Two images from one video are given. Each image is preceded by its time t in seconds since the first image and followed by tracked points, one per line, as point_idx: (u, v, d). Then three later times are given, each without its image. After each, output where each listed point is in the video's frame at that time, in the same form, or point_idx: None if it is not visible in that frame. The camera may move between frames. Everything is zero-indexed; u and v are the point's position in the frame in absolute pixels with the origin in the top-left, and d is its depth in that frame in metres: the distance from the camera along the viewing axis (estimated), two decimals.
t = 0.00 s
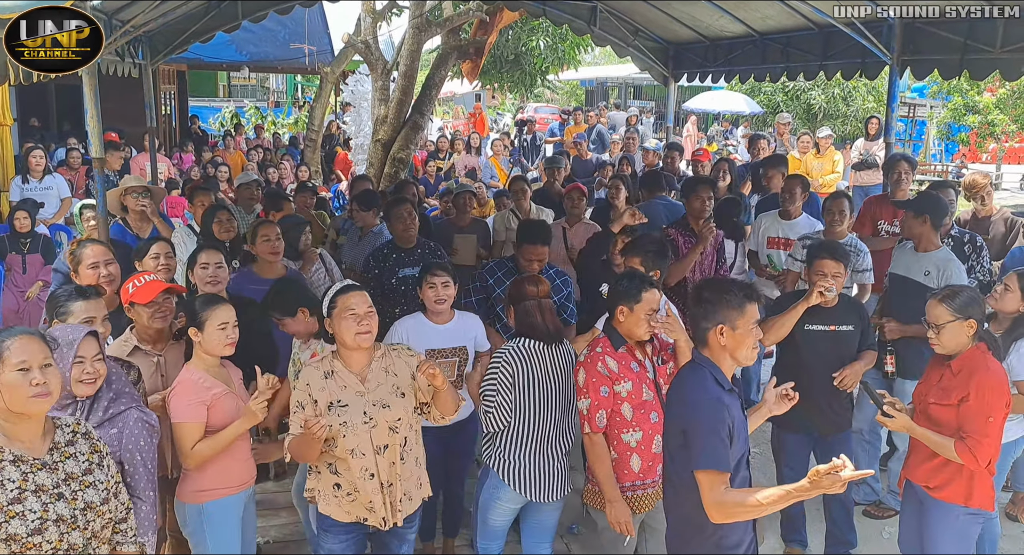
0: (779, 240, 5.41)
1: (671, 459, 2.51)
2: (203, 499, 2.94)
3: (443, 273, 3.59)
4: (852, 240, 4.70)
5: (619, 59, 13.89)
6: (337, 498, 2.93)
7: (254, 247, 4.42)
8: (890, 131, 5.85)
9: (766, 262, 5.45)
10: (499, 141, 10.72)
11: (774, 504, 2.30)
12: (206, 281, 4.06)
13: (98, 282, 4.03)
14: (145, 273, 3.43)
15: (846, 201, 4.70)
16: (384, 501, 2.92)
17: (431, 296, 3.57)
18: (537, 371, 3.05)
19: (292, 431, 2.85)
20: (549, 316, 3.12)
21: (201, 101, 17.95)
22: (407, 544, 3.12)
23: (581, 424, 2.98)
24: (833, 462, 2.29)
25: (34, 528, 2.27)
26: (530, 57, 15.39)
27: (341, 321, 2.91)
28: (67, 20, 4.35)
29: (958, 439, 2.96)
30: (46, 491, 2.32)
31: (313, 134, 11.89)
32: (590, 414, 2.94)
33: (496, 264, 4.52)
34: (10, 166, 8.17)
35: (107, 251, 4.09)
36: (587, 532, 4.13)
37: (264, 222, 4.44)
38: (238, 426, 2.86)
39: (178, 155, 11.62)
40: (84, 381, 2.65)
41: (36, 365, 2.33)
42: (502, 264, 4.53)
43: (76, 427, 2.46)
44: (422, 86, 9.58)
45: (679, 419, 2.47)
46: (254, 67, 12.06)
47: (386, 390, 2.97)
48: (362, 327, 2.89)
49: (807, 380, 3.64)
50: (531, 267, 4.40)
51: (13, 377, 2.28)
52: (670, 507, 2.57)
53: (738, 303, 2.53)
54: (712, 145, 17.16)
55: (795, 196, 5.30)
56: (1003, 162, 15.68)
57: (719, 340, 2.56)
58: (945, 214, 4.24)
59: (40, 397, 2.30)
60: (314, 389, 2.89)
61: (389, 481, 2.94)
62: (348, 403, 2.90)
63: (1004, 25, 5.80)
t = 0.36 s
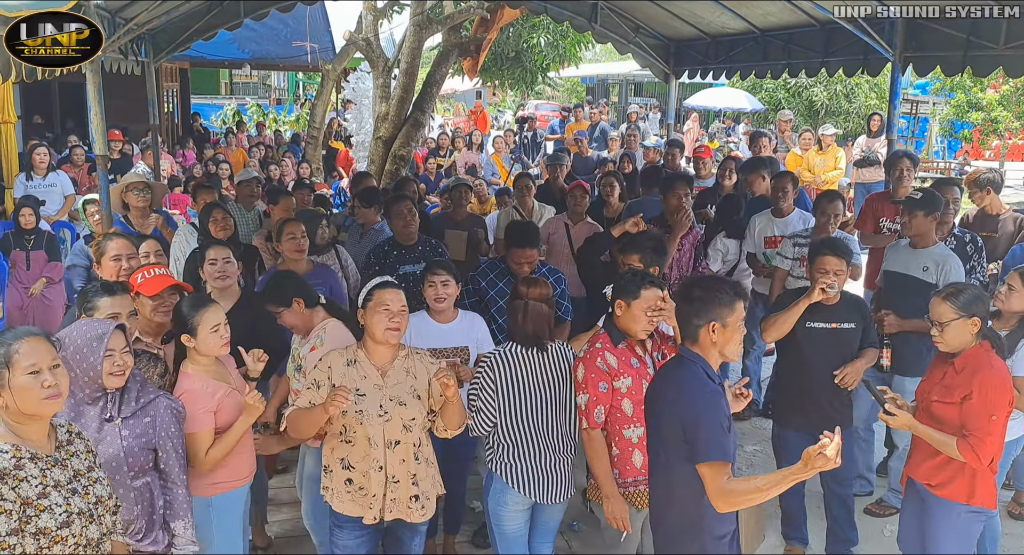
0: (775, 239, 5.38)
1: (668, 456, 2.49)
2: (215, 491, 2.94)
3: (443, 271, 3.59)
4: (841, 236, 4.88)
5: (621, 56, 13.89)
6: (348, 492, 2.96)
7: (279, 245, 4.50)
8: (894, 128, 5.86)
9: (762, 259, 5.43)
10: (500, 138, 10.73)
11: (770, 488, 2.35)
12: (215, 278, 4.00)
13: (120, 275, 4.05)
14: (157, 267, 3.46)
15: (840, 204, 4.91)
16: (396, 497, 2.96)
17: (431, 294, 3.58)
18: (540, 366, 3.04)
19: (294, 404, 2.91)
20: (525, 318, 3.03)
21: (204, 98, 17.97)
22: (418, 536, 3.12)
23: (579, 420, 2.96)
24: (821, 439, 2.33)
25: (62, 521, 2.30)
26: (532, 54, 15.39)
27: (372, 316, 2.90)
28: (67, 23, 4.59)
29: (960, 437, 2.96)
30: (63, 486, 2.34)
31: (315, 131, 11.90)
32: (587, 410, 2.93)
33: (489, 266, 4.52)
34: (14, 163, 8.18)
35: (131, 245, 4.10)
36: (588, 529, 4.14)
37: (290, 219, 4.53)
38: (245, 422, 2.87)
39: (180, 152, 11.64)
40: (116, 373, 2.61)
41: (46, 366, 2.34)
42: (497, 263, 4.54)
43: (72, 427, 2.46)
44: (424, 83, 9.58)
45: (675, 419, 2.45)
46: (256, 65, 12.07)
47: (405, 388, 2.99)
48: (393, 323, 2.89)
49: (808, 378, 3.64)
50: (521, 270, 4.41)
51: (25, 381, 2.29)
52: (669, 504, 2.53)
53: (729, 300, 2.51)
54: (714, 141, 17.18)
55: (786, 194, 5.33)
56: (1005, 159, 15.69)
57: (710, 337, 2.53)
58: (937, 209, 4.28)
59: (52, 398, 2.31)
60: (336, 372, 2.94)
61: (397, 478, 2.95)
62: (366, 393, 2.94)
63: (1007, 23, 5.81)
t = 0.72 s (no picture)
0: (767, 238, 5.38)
1: (668, 451, 2.50)
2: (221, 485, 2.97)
3: (445, 268, 3.59)
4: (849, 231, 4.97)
5: (624, 52, 13.87)
6: (348, 478, 2.94)
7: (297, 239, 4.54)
8: (896, 124, 5.86)
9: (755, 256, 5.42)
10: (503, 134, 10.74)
11: (772, 479, 2.37)
12: (239, 274, 3.91)
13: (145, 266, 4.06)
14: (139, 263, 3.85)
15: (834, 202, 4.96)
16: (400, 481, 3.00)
17: (432, 290, 3.58)
18: (533, 370, 3.01)
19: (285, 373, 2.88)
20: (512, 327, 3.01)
21: (207, 94, 17.98)
22: (409, 522, 3.13)
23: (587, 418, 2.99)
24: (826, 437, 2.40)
25: (112, 488, 2.42)
26: (534, 51, 15.38)
27: (378, 306, 2.92)
28: (66, 24, 4.62)
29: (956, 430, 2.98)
30: (100, 458, 2.42)
31: (318, 128, 11.91)
32: (596, 407, 2.96)
33: (485, 268, 4.51)
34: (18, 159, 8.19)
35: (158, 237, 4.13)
36: (589, 524, 4.15)
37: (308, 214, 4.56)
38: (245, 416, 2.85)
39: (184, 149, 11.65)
40: (152, 365, 2.57)
41: (68, 357, 2.37)
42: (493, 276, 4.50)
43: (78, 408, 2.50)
44: (427, 79, 9.58)
45: (677, 414, 2.44)
46: (259, 61, 12.07)
47: (413, 378, 3.04)
48: (398, 313, 2.92)
49: (809, 376, 3.64)
50: (512, 269, 4.42)
51: (49, 371, 2.32)
52: (672, 495, 2.53)
53: (717, 293, 2.52)
54: (716, 138, 17.18)
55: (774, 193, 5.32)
56: (1008, 156, 15.68)
57: (697, 330, 2.53)
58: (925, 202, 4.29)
59: (77, 385, 2.37)
60: (347, 353, 2.95)
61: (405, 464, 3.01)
62: (380, 380, 2.96)
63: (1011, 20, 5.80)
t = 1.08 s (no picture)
0: (763, 237, 5.39)
1: (671, 455, 2.50)
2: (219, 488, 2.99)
3: (445, 267, 3.60)
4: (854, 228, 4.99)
5: (624, 52, 13.90)
6: (330, 481, 2.96)
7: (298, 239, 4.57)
8: (896, 124, 5.86)
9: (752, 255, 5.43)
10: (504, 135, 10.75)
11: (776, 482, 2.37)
12: (239, 273, 3.95)
13: (155, 267, 3.81)
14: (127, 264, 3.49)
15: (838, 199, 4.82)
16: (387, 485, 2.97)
17: (433, 289, 3.58)
18: (534, 373, 3.02)
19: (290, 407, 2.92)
20: (510, 334, 3.02)
21: (208, 95, 17.99)
22: (401, 533, 3.09)
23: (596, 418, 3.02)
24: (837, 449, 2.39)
25: (108, 489, 2.35)
26: (535, 51, 15.37)
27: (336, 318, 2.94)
28: (63, 23, 4.64)
29: (948, 421, 2.99)
30: (103, 457, 2.38)
31: (319, 128, 11.91)
32: (605, 406, 3.00)
33: (495, 264, 4.52)
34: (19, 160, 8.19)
35: (173, 237, 3.86)
36: (591, 525, 4.16)
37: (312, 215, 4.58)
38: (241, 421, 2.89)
39: (185, 149, 11.65)
40: (158, 361, 2.60)
41: (81, 352, 2.35)
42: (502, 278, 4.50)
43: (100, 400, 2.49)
44: (428, 79, 9.58)
45: (681, 416, 2.44)
46: (259, 62, 12.08)
47: (391, 380, 3.04)
48: (343, 323, 2.92)
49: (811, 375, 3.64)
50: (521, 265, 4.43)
51: (62, 365, 2.30)
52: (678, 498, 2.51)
53: (713, 296, 2.50)
54: (717, 138, 17.18)
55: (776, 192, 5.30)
56: (1009, 156, 15.69)
57: (696, 333, 2.53)
58: (912, 200, 4.29)
59: (88, 382, 2.33)
60: (320, 370, 2.97)
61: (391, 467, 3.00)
62: (353, 387, 2.98)
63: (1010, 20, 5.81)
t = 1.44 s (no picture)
0: (768, 238, 5.38)
1: (678, 466, 2.50)
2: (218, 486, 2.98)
3: (445, 265, 3.59)
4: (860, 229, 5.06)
5: (624, 52, 13.91)
6: (333, 475, 2.99)
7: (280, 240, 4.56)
8: (896, 124, 5.87)
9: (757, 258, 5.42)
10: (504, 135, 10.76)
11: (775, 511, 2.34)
12: (221, 271, 4.09)
13: (154, 269, 3.78)
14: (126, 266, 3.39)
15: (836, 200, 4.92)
16: (372, 477, 2.99)
17: (433, 288, 3.57)
18: (535, 371, 3.02)
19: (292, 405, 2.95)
20: (512, 332, 3.03)
21: (209, 95, 18.00)
22: (406, 528, 3.11)
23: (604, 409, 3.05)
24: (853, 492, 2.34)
25: (64, 496, 2.29)
26: (536, 51, 15.36)
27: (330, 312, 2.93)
28: (62, 21, 4.68)
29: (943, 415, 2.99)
30: (75, 462, 2.33)
31: (319, 128, 11.93)
32: (613, 397, 3.03)
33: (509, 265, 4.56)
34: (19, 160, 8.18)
35: (173, 238, 3.84)
36: (592, 524, 4.16)
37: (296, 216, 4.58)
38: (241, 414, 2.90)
39: (184, 150, 11.66)
40: (154, 360, 2.64)
41: (72, 348, 2.35)
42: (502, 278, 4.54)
43: (103, 400, 2.46)
44: (428, 79, 9.58)
45: (687, 422, 2.44)
46: (260, 62, 12.09)
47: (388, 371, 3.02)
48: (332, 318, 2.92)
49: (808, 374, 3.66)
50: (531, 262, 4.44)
51: (51, 359, 2.30)
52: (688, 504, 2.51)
53: (726, 301, 2.49)
54: (718, 138, 17.18)
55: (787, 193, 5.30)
56: (1008, 156, 15.70)
57: (710, 339, 2.53)
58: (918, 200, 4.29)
59: (77, 378, 2.31)
60: (319, 367, 3.00)
61: (381, 459, 3.01)
62: (346, 381, 2.98)
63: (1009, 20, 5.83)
